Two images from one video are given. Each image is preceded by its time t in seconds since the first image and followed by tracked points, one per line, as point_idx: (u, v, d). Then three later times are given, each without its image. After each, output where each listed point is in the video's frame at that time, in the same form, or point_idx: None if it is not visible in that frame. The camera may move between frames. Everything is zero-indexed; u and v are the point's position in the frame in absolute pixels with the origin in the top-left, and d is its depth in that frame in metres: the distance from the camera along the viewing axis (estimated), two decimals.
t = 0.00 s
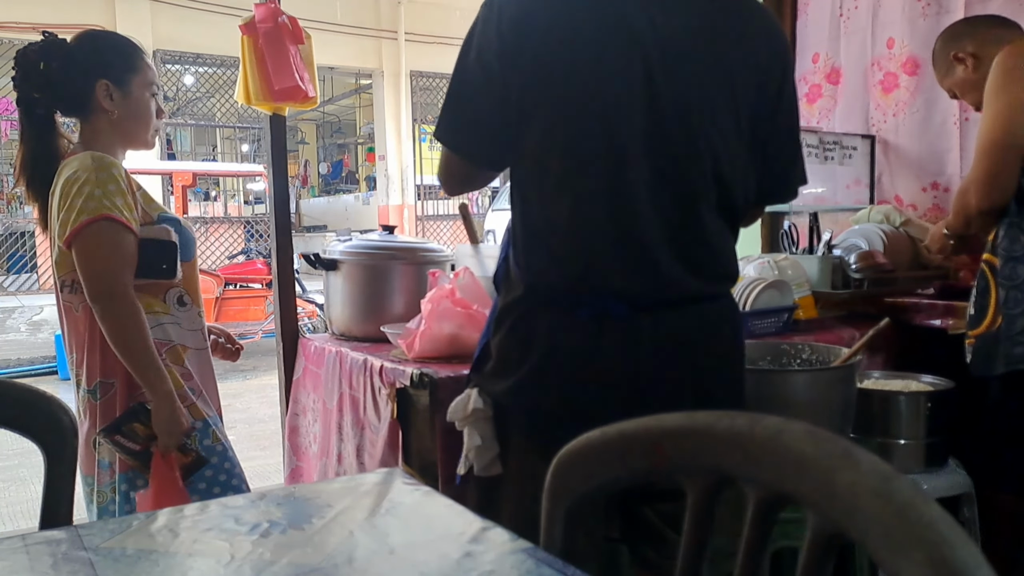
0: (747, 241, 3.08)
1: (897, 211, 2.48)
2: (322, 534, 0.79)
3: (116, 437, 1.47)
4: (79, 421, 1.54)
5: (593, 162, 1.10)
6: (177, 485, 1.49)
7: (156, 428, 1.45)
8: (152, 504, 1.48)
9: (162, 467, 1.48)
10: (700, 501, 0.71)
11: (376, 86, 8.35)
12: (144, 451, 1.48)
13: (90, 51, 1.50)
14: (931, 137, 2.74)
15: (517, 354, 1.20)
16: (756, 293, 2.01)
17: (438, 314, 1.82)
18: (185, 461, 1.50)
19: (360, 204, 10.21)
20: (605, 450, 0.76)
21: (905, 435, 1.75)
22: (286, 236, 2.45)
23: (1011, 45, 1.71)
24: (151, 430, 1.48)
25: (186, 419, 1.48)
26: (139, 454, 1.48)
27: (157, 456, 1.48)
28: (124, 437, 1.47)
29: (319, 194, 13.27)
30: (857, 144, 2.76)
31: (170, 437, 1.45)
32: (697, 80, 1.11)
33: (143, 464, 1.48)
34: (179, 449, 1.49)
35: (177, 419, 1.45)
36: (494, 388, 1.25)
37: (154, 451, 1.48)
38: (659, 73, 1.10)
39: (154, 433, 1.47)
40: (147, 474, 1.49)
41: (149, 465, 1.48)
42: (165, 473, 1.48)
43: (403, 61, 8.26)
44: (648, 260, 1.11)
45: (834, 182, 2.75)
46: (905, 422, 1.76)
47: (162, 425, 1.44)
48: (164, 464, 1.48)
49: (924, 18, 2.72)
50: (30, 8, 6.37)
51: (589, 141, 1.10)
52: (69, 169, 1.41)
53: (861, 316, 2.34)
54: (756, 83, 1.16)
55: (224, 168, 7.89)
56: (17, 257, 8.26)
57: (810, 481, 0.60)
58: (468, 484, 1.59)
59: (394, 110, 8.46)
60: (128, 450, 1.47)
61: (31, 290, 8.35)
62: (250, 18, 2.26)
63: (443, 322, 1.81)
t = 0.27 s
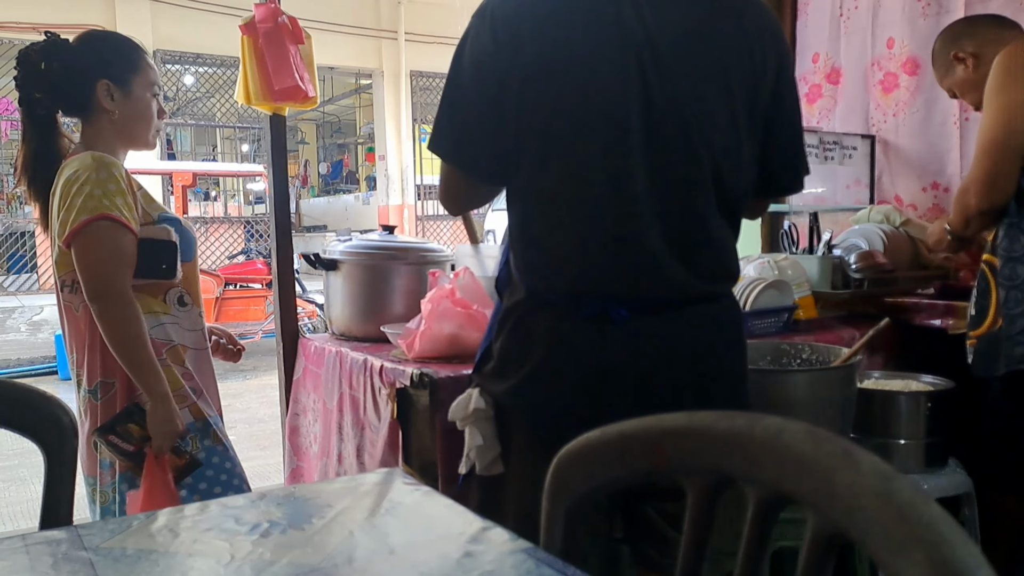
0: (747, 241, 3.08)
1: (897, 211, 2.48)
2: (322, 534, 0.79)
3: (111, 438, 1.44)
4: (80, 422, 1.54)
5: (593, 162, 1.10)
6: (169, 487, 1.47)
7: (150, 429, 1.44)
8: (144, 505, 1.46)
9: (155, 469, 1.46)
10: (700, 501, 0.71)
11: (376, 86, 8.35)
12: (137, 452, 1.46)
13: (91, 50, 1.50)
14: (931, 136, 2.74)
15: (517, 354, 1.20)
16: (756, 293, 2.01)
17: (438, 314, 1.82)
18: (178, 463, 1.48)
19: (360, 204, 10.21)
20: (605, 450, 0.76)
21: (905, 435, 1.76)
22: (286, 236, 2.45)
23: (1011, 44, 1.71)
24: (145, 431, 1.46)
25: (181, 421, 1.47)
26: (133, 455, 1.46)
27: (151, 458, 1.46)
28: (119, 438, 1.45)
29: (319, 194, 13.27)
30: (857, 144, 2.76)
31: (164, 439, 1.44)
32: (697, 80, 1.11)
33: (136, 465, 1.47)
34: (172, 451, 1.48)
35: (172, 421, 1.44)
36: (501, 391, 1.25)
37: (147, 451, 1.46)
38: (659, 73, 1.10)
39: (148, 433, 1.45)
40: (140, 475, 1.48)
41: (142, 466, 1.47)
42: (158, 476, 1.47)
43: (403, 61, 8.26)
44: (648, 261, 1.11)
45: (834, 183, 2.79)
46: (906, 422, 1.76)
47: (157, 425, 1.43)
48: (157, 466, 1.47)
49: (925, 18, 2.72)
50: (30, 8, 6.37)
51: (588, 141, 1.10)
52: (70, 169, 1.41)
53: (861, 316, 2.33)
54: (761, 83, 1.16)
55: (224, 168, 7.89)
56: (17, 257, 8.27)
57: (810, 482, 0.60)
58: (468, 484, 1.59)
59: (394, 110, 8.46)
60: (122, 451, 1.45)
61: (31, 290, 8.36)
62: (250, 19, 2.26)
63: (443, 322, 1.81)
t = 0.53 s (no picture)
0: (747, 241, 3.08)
1: (897, 211, 2.48)
2: (323, 534, 0.79)
3: (110, 437, 1.43)
4: (80, 422, 1.54)
5: (594, 162, 1.10)
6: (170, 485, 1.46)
7: (154, 427, 1.44)
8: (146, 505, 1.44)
9: (156, 469, 1.46)
10: (701, 502, 0.71)
11: (376, 86, 8.35)
12: (135, 451, 1.45)
13: (96, 51, 1.50)
14: (931, 136, 2.74)
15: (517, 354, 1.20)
16: (757, 293, 2.00)
17: (438, 314, 1.82)
18: (178, 463, 1.47)
19: (360, 204, 10.21)
20: (605, 450, 0.76)
21: (905, 435, 1.75)
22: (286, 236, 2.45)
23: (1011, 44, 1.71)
24: (147, 429, 1.45)
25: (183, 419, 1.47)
26: (129, 455, 1.45)
27: (152, 457, 1.46)
28: (118, 437, 1.44)
29: (319, 194, 13.27)
30: (857, 144, 2.76)
31: (167, 437, 1.44)
32: (697, 80, 1.11)
33: (133, 465, 1.45)
34: (173, 450, 1.48)
35: (175, 419, 1.44)
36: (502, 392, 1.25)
37: (147, 451, 1.46)
38: (659, 73, 1.10)
39: (150, 433, 1.45)
40: (140, 475, 1.46)
41: (141, 466, 1.46)
42: (159, 476, 1.46)
43: (403, 61, 8.27)
44: (648, 261, 1.11)
45: (834, 183, 2.77)
46: (906, 422, 1.76)
47: (161, 423, 1.43)
48: (157, 465, 1.46)
49: (925, 18, 2.72)
50: (31, 8, 6.38)
51: (589, 142, 1.10)
52: (72, 168, 1.40)
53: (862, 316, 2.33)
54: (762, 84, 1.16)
55: (224, 168, 7.90)
56: (17, 257, 8.28)
57: (810, 481, 0.60)
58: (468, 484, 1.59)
59: (394, 110, 8.46)
60: (120, 450, 1.44)
61: (31, 290, 8.36)
62: (250, 19, 2.26)
63: (444, 322, 1.81)
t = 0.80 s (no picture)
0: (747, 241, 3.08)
1: (897, 211, 2.48)
2: (322, 534, 0.79)
3: (116, 434, 1.43)
4: (80, 421, 1.55)
5: (594, 163, 1.10)
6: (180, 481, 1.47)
7: (166, 424, 1.45)
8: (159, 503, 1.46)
9: (167, 466, 1.47)
10: (701, 501, 0.71)
11: (376, 86, 8.35)
12: (144, 448, 1.46)
13: (102, 50, 1.50)
14: (931, 136, 2.74)
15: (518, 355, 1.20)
16: (757, 292, 2.00)
17: (438, 314, 1.82)
18: (186, 460, 1.48)
19: (360, 204, 10.22)
20: (606, 450, 0.76)
21: (905, 435, 1.75)
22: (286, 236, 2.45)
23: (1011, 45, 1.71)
24: (157, 427, 1.46)
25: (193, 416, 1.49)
26: (139, 452, 1.46)
27: (163, 453, 1.47)
28: (126, 434, 1.44)
29: (319, 194, 13.27)
30: (857, 144, 2.76)
31: (179, 434, 1.46)
32: (698, 80, 1.11)
33: (142, 462, 1.47)
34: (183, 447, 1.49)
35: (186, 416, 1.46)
36: (496, 388, 1.25)
37: (158, 447, 1.47)
38: (658, 74, 1.10)
39: (161, 430, 1.46)
40: (151, 472, 1.48)
41: (151, 463, 1.47)
42: (169, 475, 1.47)
43: (403, 62, 8.27)
44: (649, 260, 1.11)
45: (833, 183, 2.85)
46: (906, 422, 1.76)
47: (173, 420, 1.45)
48: (168, 462, 1.47)
49: (925, 17, 2.72)
50: (31, 8, 6.38)
51: (589, 143, 1.10)
52: (77, 168, 1.40)
53: (861, 316, 2.34)
54: (762, 84, 1.16)
55: (224, 168, 7.90)
56: (17, 257, 8.29)
57: (809, 481, 0.60)
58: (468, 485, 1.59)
59: (394, 110, 8.46)
60: (128, 448, 1.45)
61: (31, 290, 8.36)
62: (250, 19, 2.26)
63: (444, 322, 1.81)
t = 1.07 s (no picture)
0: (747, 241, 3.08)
1: (897, 211, 2.48)
2: (323, 534, 0.79)
3: (127, 433, 1.45)
4: (80, 422, 1.55)
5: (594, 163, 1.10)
6: (191, 479, 1.50)
7: (174, 423, 1.46)
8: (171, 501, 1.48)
9: (178, 462, 1.49)
10: (701, 501, 0.71)
11: (376, 86, 8.35)
12: (153, 446, 1.47)
13: (106, 50, 1.50)
14: (932, 136, 2.74)
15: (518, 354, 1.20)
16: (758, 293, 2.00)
17: (438, 314, 1.82)
18: (196, 456, 1.50)
19: (360, 204, 10.22)
20: (606, 450, 0.76)
21: (905, 435, 1.75)
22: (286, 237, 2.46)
23: (1009, 46, 1.71)
24: (166, 424, 1.47)
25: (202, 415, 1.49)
26: (147, 450, 1.47)
27: (173, 451, 1.49)
28: (136, 432, 1.46)
29: (319, 194, 13.27)
30: (857, 144, 2.76)
31: (189, 432, 1.47)
32: (699, 80, 1.11)
33: (150, 461, 1.48)
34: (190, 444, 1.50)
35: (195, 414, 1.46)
36: (503, 391, 1.25)
37: (167, 445, 1.48)
38: (659, 74, 1.10)
39: (170, 428, 1.47)
40: (160, 470, 1.49)
41: (160, 461, 1.49)
42: (179, 473, 1.49)
43: (403, 61, 8.27)
44: (649, 259, 1.11)
45: (834, 183, 2.83)
46: (906, 422, 1.76)
47: (182, 418, 1.45)
48: (179, 459, 1.49)
49: (925, 17, 2.72)
50: (31, 8, 6.39)
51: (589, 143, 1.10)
52: (81, 167, 1.40)
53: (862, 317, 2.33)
54: (762, 84, 1.16)
55: (224, 168, 7.91)
56: (17, 257, 8.30)
57: (809, 482, 0.60)
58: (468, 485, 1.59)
59: (394, 110, 8.46)
60: (137, 446, 1.46)
61: (32, 290, 8.37)
62: (251, 19, 2.26)
63: (444, 322, 1.81)
